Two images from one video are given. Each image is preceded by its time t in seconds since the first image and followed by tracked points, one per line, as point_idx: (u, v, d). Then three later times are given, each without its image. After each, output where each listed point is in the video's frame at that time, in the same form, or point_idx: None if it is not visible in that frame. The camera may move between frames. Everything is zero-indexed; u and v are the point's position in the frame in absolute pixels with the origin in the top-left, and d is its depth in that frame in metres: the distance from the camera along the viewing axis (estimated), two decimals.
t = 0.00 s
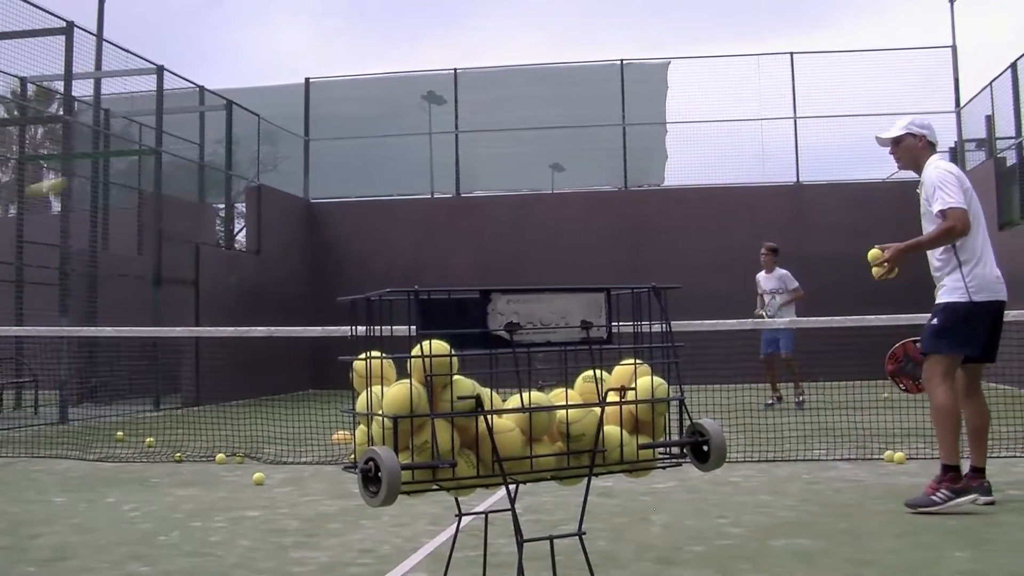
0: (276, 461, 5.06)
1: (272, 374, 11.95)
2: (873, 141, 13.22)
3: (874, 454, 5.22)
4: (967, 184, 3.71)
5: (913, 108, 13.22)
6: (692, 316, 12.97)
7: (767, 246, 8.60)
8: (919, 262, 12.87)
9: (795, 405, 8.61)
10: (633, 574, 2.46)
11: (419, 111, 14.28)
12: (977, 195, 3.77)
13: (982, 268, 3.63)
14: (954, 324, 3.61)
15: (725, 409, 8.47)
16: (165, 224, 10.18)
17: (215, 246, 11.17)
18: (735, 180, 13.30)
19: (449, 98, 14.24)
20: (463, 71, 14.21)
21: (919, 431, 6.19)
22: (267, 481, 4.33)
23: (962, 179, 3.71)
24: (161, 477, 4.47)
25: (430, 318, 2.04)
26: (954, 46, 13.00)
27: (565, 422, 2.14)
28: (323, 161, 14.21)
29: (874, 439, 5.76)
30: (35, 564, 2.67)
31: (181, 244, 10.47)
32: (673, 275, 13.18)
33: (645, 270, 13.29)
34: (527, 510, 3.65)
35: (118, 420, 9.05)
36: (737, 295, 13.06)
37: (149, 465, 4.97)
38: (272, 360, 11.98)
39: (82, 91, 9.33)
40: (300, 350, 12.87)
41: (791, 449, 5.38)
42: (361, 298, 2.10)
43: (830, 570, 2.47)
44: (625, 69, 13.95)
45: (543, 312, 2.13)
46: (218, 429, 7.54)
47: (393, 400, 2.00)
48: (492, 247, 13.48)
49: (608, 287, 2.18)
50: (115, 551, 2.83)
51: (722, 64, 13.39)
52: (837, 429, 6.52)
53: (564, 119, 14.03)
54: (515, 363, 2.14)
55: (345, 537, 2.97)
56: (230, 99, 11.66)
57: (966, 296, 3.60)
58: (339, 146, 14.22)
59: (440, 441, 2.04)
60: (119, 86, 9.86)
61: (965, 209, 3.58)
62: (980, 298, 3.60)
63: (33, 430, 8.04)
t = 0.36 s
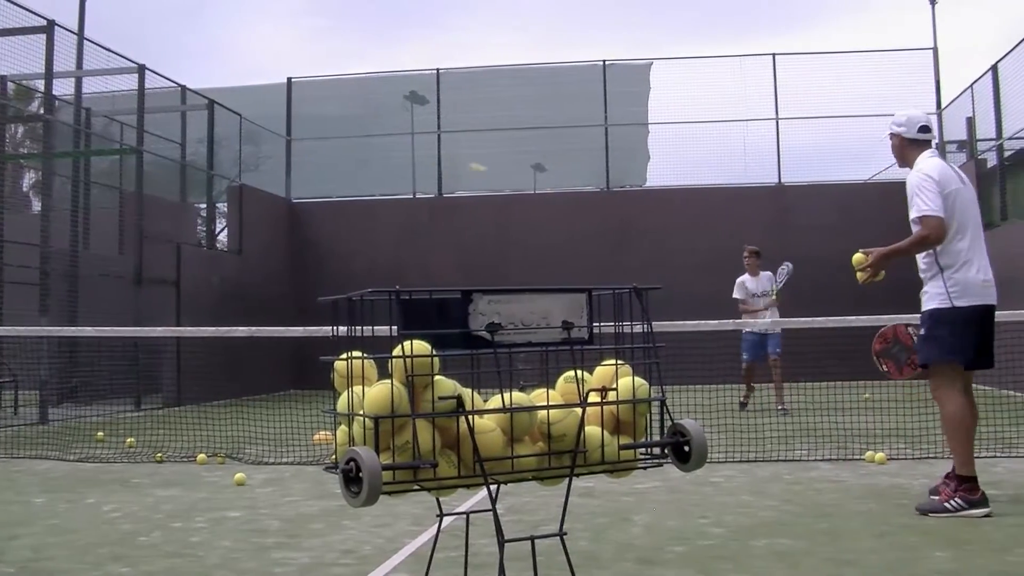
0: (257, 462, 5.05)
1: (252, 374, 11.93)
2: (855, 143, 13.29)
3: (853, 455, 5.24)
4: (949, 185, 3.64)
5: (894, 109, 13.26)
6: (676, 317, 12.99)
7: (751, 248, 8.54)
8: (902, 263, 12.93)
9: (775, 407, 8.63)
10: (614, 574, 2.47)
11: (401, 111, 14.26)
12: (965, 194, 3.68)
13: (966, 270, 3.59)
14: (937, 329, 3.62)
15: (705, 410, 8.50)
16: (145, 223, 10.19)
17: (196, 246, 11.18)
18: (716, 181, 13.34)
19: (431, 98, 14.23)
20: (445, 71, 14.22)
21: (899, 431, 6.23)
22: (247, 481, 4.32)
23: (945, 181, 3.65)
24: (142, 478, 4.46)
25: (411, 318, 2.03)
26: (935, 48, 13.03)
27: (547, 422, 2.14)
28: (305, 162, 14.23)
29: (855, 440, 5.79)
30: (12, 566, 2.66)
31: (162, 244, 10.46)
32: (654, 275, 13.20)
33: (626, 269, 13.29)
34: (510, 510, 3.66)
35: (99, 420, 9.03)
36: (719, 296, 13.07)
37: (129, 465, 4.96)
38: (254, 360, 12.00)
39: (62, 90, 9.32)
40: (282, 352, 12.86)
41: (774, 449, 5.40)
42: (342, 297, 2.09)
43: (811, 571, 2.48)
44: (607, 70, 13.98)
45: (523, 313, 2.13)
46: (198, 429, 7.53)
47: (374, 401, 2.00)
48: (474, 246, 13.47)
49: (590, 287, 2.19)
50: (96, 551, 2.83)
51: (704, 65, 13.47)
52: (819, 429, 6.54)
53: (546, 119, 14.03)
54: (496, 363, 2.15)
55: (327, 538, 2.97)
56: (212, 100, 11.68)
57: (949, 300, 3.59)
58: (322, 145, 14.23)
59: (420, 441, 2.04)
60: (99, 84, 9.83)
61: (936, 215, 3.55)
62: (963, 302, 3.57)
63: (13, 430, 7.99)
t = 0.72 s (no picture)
0: (235, 462, 5.04)
1: (229, 375, 11.91)
2: (835, 144, 13.35)
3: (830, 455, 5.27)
4: (913, 185, 3.64)
5: (871, 111, 13.30)
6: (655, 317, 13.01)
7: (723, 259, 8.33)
8: (881, 263, 13.00)
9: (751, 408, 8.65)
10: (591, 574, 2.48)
11: (380, 111, 14.24)
12: (938, 188, 3.62)
13: (938, 271, 3.59)
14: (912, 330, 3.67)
15: (682, 411, 8.52)
16: (123, 223, 10.16)
17: (173, 246, 11.16)
18: (694, 182, 13.36)
19: (410, 98, 14.21)
20: (424, 72, 14.21)
21: (875, 432, 6.27)
22: (225, 482, 4.31)
23: (908, 181, 3.65)
24: (120, 478, 4.45)
25: (388, 318, 2.03)
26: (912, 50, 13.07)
27: (525, 422, 2.14)
28: (284, 162, 14.21)
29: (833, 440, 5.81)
30: None
31: (140, 244, 10.43)
32: (632, 276, 13.23)
33: (602, 268, 13.32)
34: (490, 510, 3.66)
35: (75, 420, 8.99)
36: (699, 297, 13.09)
37: (106, 466, 4.94)
38: (232, 359, 12.00)
39: (40, 88, 9.25)
40: (260, 352, 12.84)
41: (752, 449, 5.42)
42: (319, 298, 2.09)
43: (788, 571, 2.49)
44: (586, 70, 13.99)
45: (501, 314, 2.13)
46: (175, 429, 7.52)
47: (352, 401, 2.00)
48: (452, 246, 13.47)
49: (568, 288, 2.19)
50: (73, 552, 2.82)
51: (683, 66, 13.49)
52: (797, 429, 6.57)
53: (526, 119, 14.02)
54: (474, 362, 2.15)
55: (305, 538, 2.97)
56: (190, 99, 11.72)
57: (919, 303, 3.63)
58: (300, 145, 14.21)
59: (398, 442, 2.04)
60: (77, 83, 9.77)
61: (888, 222, 3.59)
62: (931, 304, 3.58)
63: None
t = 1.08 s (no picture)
0: (212, 462, 5.03)
1: (206, 374, 11.88)
2: (813, 145, 13.38)
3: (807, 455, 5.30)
4: (931, 180, 3.64)
5: (848, 112, 13.35)
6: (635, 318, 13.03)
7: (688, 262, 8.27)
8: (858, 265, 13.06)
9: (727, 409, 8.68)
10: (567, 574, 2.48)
11: (359, 111, 14.23)
12: (953, 186, 3.64)
13: (953, 269, 3.58)
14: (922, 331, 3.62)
15: (659, 411, 8.53)
16: (100, 223, 10.12)
17: (150, 246, 11.14)
18: (672, 183, 13.38)
19: (389, 98, 14.21)
20: (403, 72, 14.20)
21: (851, 432, 6.30)
22: (202, 482, 4.30)
23: (926, 176, 3.65)
24: (97, 479, 4.43)
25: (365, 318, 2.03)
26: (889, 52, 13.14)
27: (503, 422, 2.14)
28: (262, 161, 14.17)
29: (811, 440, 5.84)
30: None
31: (116, 243, 10.39)
32: (610, 276, 13.24)
33: (579, 269, 13.34)
34: (469, 511, 3.66)
35: (51, 421, 8.92)
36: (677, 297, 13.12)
37: (82, 467, 4.92)
38: (209, 360, 11.97)
39: (16, 87, 9.20)
40: (238, 353, 12.79)
41: (730, 449, 5.44)
42: (295, 298, 2.08)
43: (764, 571, 2.50)
44: (564, 71, 13.99)
45: (478, 314, 2.13)
46: (149, 429, 7.49)
47: (329, 401, 1.99)
48: (430, 247, 13.46)
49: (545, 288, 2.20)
50: (48, 553, 2.81)
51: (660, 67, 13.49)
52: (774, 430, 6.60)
53: (505, 119, 14.01)
54: (451, 362, 2.14)
55: (282, 539, 2.97)
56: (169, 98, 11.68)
57: (932, 301, 3.60)
58: (278, 144, 14.17)
59: (375, 442, 2.04)
60: (54, 81, 9.70)
61: (910, 211, 3.57)
62: (947, 302, 3.56)
63: None
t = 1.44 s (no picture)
0: (192, 462, 5.02)
1: (185, 373, 11.88)
2: (794, 146, 13.43)
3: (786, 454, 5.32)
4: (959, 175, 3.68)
5: (827, 112, 13.39)
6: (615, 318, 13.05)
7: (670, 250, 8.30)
8: (837, 265, 13.12)
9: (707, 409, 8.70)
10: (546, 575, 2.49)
11: (339, 111, 14.22)
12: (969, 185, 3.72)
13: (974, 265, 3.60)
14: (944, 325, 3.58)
15: (639, 412, 8.55)
16: (78, 221, 10.12)
17: (129, 245, 11.13)
18: (650, 183, 13.41)
19: (369, 98, 14.21)
20: (384, 72, 14.20)
21: (830, 432, 6.32)
22: (181, 482, 4.29)
23: (957, 169, 3.68)
24: (76, 480, 4.42)
25: (343, 318, 2.02)
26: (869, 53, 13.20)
27: (481, 423, 2.14)
28: (242, 160, 14.15)
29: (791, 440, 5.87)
30: None
31: (94, 242, 10.38)
32: (590, 277, 13.26)
33: (560, 269, 13.36)
34: (451, 510, 3.67)
35: (28, 420, 8.90)
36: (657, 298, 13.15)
37: (60, 467, 4.90)
38: (188, 359, 11.95)
39: None
40: (218, 353, 12.78)
41: (710, 449, 5.46)
42: (273, 297, 2.08)
43: (742, 571, 2.51)
44: (546, 71, 14.02)
45: (457, 314, 2.13)
46: (125, 430, 7.47)
47: (308, 401, 1.99)
48: (411, 247, 13.45)
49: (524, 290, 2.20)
50: (25, 554, 2.81)
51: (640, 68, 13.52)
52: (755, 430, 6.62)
53: (487, 118, 14.01)
54: (430, 363, 2.14)
55: (262, 540, 2.96)
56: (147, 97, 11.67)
57: (957, 294, 3.57)
58: (257, 143, 14.15)
59: (353, 442, 2.04)
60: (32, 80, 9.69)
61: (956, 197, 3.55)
62: (972, 296, 3.57)
63: None
